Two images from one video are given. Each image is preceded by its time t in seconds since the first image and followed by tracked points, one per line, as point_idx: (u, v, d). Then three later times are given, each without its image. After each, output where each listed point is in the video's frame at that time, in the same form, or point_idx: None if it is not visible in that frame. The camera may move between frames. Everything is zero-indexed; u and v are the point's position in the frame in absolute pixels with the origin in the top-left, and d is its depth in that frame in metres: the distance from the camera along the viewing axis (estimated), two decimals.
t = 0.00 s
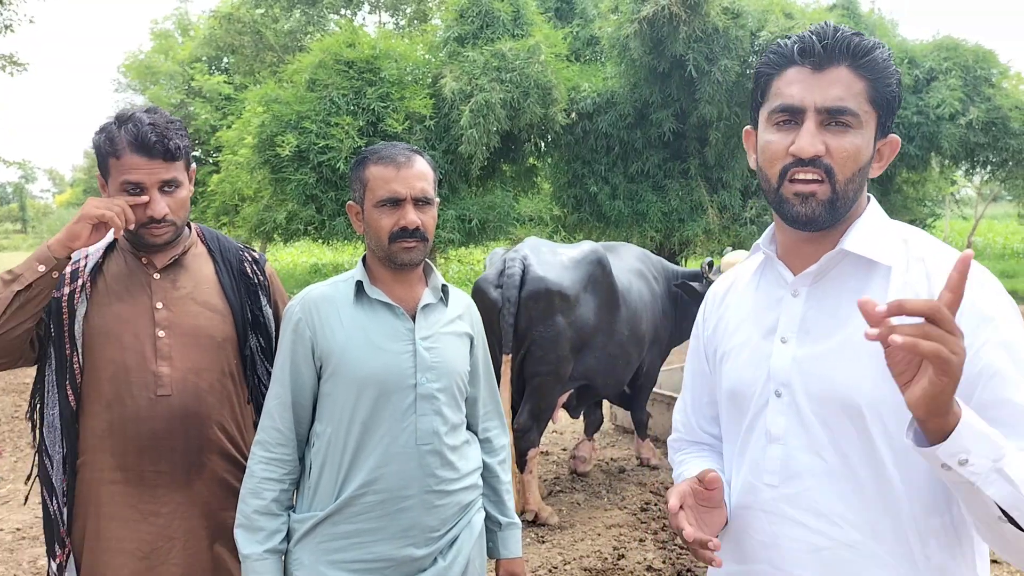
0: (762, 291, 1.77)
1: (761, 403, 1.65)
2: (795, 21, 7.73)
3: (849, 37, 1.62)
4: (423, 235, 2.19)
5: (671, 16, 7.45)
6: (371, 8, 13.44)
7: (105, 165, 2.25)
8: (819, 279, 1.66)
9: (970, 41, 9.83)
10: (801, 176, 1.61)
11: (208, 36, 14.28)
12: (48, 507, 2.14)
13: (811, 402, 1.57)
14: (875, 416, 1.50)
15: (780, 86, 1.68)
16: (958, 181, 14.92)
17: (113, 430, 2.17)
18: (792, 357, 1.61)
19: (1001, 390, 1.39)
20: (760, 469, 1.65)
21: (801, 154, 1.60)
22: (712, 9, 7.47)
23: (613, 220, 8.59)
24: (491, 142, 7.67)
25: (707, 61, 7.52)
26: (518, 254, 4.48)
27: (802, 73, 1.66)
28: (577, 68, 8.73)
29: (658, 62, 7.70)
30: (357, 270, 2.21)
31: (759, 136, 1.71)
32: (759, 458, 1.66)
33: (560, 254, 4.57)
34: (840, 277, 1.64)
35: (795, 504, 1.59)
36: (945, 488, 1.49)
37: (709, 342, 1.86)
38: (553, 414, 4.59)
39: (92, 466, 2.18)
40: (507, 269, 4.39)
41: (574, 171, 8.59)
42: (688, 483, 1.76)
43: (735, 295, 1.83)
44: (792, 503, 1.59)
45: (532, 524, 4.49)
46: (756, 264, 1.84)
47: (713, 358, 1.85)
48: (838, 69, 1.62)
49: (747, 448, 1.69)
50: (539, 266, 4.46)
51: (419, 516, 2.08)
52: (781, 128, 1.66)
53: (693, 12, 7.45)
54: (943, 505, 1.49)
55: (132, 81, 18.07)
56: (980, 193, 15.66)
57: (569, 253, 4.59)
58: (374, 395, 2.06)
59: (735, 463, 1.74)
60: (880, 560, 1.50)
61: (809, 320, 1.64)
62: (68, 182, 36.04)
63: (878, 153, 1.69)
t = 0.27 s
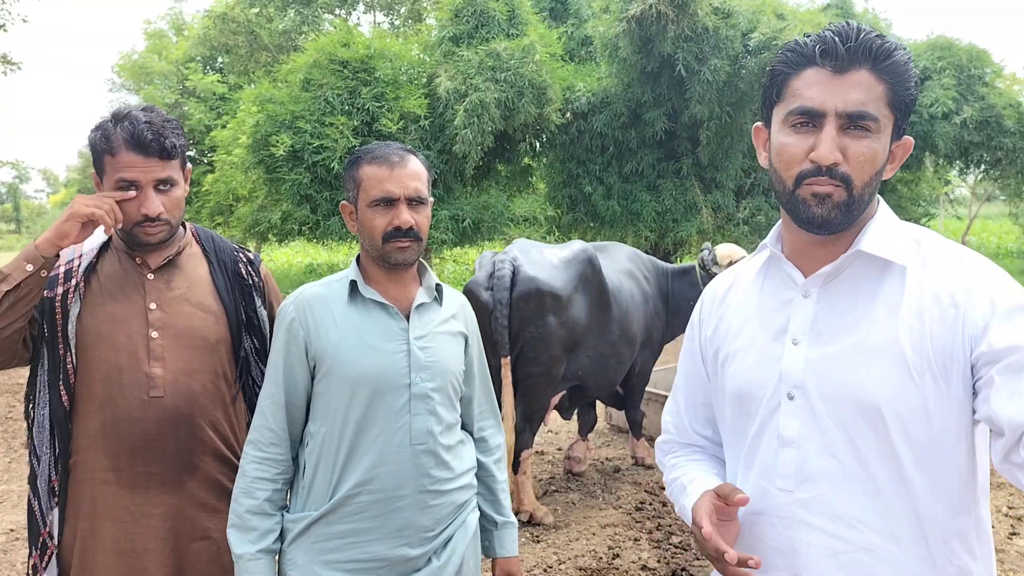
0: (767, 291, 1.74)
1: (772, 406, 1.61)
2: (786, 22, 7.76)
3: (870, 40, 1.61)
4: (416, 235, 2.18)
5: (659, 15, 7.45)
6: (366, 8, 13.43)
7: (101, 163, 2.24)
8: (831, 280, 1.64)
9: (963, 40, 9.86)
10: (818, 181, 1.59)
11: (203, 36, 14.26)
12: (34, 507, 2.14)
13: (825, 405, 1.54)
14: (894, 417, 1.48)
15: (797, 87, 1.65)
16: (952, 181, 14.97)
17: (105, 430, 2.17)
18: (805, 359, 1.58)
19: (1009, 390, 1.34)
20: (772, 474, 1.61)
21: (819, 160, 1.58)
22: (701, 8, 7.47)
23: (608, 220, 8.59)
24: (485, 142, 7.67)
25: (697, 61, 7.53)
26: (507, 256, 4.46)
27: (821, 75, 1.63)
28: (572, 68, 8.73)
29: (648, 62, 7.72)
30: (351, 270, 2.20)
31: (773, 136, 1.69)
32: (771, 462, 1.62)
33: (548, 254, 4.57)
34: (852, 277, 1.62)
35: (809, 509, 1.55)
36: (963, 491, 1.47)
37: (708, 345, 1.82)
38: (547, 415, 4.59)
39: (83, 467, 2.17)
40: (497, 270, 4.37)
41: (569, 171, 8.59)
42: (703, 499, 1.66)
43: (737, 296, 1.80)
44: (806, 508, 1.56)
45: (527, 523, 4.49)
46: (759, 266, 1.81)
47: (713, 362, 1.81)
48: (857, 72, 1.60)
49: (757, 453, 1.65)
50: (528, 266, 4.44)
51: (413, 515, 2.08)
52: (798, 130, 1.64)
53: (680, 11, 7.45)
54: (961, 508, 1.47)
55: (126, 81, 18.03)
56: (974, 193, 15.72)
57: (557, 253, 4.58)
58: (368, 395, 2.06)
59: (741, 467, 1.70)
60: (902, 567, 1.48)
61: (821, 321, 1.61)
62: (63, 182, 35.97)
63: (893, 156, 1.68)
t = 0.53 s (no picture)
0: (770, 293, 1.73)
1: (779, 411, 1.61)
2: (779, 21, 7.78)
3: (885, 42, 1.58)
4: (413, 235, 2.18)
5: (649, 15, 7.43)
6: (363, 8, 13.42)
7: (99, 162, 2.24)
8: (838, 284, 1.63)
9: (958, 40, 9.88)
10: (833, 187, 1.57)
11: (199, 36, 14.24)
12: (28, 508, 2.15)
13: (834, 410, 1.54)
14: (903, 422, 1.48)
15: (810, 89, 1.62)
16: (947, 180, 15.01)
17: (101, 432, 2.16)
18: (813, 364, 1.58)
19: (1021, 400, 1.36)
20: (779, 478, 1.61)
21: (835, 165, 1.56)
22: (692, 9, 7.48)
23: (604, 220, 8.60)
24: (480, 142, 7.68)
25: (689, 61, 7.54)
26: (497, 259, 4.40)
27: (835, 77, 1.60)
28: (568, 68, 8.74)
29: (639, 61, 7.71)
30: (347, 270, 2.20)
31: (783, 137, 1.66)
32: (777, 467, 1.61)
33: (539, 255, 4.54)
34: (857, 281, 1.62)
35: (816, 514, 1.55)
36: (970, 498, 1.48)
37: (708, 345, 1.81)
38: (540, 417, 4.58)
39: (80, 469, 2.17)
40: (487, 272, 4.32)
41: (565, 170, 8.59)
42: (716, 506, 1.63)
43: (738, 296, 1.78)
44: (814, 513, 1.55)
45: (524, 523, 4.50)
46: (760, 266, 1.79)
47: (714, 364, 1.80)
48: (873, 75, 1.57)
49: (762, 458, 1.64)
50: (519, 267, 4.39)
51: (410, 516, 2.08)
52: (811, 134, 1.61)
53: (671, 10, 7.46)
54: (967, 514, 1.48)
55: (122, 82, 18.01)
56: (970, 193, 15.78)
57: (548, 253, 4.56)
58: (365, 396, 2.06)
59: (744, 470, 1.69)
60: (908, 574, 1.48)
61: (829, 324, 1.61)
62: (58, 183, 35.89)
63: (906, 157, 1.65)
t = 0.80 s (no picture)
0: (769, 296, 1.72)
1: (777, 418, 1.61)
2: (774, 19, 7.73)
3: (886, 50, 1.55)
4: (411, 236, 2.19)
5: (643, 15, 7.44)
6: (361, 9, 13.42)
7: (93, 164, 2.24)
8: (836, 290, 1.61)
9: (956, 40, 9.88)
10: (830, 201, 1.56)
11: (198, 37, 14.25)
12: (28, 507, 2.15)
13: (832, 419, 1.54)
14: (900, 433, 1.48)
15: (806, 99, 1.60)
16: (945, 180, 15.02)
17: (101, 431, 2.17)
18: (812, 372, 1.57)
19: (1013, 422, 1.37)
20: (776, 485, 1.61)
21: (832, 179, 1.55)
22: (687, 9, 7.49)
23: (602, 220, 8.60)
24: (477, 142, 7.67)
25: (684, 60, 7.54)
26: (493, 262, 4.38)
27: (832, 88, 1.57)
28: (566, 68, 8.74)
29: (635, 61, 7.72)
30: (345, 271, 2.20)
31: (780, 148, 1.64)
32: (775, 473, 1.61)
33: (535, 256, 4.52)
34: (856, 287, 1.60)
35: (812, 522, 1.56)
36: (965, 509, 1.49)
37: (708, 345, 1.81)
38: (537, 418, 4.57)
39: (80, 468, 2.17)
40: (482, 276, 4.28)
41: (563, 171, 8.59)
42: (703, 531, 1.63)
43: (737, 297, 1.77)
44: (812, 521, 1.56)
45: (523, 523, 4.50)
46: (759, 266, 1.78)
47: (713, 364, 1.80)
48: (871, 84, 1.55)
49: (759, 463, 1.65)
50: (514, 268, 4.36)
51: (408, 516, 2.08)
52: (807, 145, 1.59)
53: (663, 10, 7.47)
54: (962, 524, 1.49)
55: (121, 83, 18.01)
56: (968, 193, 15.81)
57: (544, 254, 4.54)
58: (363, 397, 2.06)
59: (741, 472, 1.71)
60: None
61: (828, 331, 1.59)
62: (57, 184, 35.88)
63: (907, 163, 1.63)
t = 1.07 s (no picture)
0: (768, 295, 1.74)
1: (774, 415, 1.63)
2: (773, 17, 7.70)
3: (870, 43, 1.56)
4: (413, 235, 2.19)
5: (641, 14, 7.43)
6: (362, 9, 13.42)
7: (101, 162, 2.25)
8: (832, 289, 1.64)
9: (957, 40, 9.86)
10: (821, 195, 1.57)
11: (199, 38, 14.26)
12: (32, 506, 2.15)
13: (827, 416, 1.56)
14: (894, 430, 1.49)
15: (794, 95, 1.61)
16: (947, 180, 14.99)
17: (104, 430, 2.17)
18: (807, 370, 1.59)
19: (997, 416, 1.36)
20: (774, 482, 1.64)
21: (821, 173, 1.56)
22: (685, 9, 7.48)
23: (603, 220, 8.59)
24: (477, 142, 7.67)
25: (683, 59, 7.53)
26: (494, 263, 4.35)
27: (819, 83, 1.59)
28: (567, 67, 8.74)
29: (634, 61, 7.72)
30: (347, 270, 2.21)
31: (771, 147, 1.66)
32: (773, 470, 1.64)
33: (535, 257, 4.49)
34: (851, 285, 1.62)
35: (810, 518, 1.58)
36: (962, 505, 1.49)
37: (708, 345, 1.82)
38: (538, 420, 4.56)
39: (83, 468, 2.17)
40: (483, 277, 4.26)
41: (564, 170, 8.58)
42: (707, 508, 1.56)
43: (736, 297, 1.79)
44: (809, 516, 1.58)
45: (524, 523, 4.50)
46: (758, 267, 1.80)
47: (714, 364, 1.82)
48: (856, 78, 1.56)
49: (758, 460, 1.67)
50: (515, 271, 4.32)
51: (410, 515, 2.09)
52: (796, 141, 1.61)
53: (662, 11, 7.46)
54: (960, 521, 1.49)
55: (122, 83, 18.03)
56: (970, 192, 15.79)
57: (544, 254, 4.51)
58: (365, 396, 2.06)
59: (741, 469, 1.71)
60: None
61: (823, 329, 1.61)
62: (58, 184, 35.93)
63: (898, 155, 1.64)
